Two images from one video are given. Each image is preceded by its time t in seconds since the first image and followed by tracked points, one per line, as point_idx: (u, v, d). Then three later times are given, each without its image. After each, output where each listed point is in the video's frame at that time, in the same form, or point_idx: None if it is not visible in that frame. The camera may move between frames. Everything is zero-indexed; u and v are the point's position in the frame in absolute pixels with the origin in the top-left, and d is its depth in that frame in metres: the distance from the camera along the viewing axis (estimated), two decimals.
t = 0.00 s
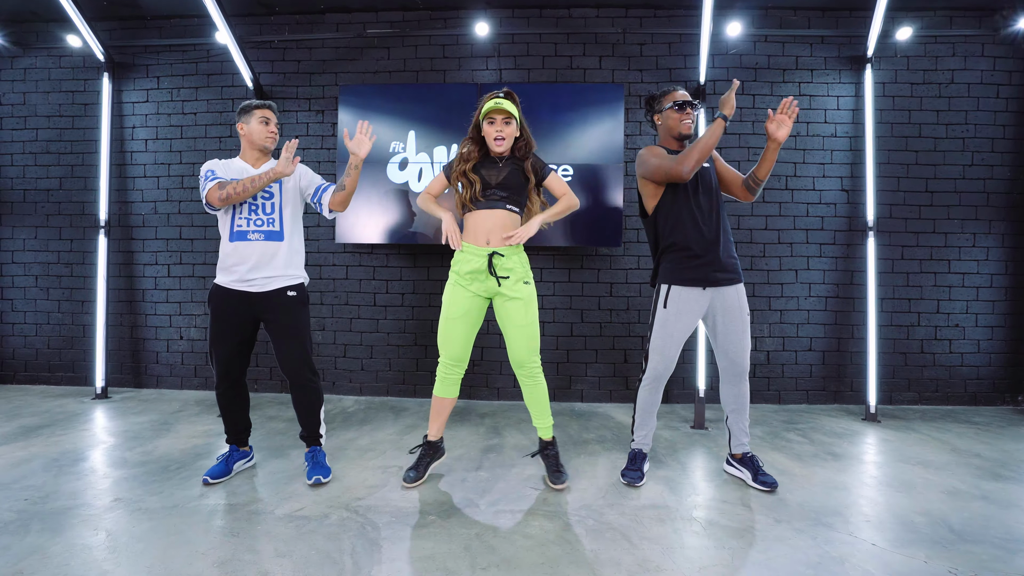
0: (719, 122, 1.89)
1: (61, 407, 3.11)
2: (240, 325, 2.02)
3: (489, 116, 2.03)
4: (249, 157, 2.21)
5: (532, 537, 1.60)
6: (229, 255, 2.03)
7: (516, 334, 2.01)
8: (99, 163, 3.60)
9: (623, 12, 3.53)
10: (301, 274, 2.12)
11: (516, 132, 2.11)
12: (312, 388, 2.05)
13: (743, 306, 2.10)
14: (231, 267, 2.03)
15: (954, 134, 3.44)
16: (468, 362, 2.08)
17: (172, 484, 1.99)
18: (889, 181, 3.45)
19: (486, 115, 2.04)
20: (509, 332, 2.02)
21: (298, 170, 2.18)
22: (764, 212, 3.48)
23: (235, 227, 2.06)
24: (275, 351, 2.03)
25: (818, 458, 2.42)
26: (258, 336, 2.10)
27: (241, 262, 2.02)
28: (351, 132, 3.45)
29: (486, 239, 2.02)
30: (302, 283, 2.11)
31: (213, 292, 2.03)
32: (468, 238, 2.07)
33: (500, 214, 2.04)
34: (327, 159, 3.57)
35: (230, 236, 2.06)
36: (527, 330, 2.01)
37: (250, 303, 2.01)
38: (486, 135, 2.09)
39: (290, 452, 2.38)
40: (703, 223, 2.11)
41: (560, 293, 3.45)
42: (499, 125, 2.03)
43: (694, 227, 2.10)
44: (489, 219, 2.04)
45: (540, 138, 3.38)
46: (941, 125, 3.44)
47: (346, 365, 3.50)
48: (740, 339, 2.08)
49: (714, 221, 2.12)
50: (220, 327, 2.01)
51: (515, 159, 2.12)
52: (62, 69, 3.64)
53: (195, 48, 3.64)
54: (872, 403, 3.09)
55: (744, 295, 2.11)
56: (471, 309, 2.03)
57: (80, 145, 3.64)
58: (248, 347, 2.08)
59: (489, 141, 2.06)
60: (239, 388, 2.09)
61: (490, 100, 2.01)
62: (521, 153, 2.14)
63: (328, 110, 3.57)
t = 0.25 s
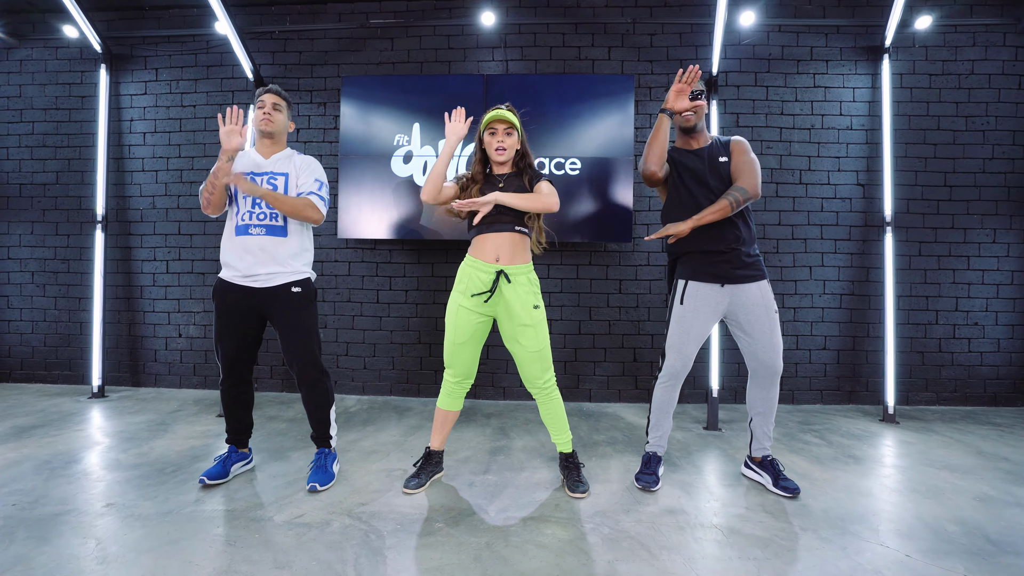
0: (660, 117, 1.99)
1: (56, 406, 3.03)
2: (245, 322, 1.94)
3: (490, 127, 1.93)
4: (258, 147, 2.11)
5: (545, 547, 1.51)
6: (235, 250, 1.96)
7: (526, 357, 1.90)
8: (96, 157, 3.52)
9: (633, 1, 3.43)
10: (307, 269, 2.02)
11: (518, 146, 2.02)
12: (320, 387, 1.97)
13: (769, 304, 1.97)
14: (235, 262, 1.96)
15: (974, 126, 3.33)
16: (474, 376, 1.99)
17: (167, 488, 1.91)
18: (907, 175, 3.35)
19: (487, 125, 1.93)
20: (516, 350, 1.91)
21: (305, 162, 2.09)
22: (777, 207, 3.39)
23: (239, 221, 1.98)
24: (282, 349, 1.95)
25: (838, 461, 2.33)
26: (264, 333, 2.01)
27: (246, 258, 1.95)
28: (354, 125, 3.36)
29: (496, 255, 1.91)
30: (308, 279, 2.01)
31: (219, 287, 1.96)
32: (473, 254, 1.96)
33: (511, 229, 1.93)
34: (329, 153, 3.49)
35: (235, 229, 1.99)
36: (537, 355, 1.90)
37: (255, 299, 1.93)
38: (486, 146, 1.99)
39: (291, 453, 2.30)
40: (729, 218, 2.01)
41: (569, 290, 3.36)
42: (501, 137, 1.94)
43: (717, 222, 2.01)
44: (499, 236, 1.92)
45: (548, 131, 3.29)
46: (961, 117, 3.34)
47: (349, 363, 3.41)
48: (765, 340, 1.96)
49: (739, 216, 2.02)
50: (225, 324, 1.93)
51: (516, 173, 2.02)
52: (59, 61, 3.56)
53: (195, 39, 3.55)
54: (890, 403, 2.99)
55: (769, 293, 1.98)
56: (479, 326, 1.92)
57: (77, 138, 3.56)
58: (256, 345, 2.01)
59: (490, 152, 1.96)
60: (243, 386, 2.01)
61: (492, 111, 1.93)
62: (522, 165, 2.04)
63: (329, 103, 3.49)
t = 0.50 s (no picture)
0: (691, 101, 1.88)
1: (50, 406, 2.97)
2: (245, 320, 1.87)
3: (496, 121, 1.85)
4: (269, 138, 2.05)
5: (554, 554, 1.44)
6: (237, 243, 1.90)
7: (529, 357, 1.83)
8: (91, 152, 3.45)
9: None
10: (311, 264, 1.93)
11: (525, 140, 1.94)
12: (322, 387, 1.90)
13: (785, 302, 1.90)
14: (238, 256, 1.89)
15: (989, 120, 3.26)
16: (477, 376, 1.92)
17: (160, 492, 1.84)
18: (920, 170, 3.28)
19: (493, 119, 1.85)
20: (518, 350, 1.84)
21: (304, 145, 1.97)
22: (787, 202, 3.32)
23: (242, 210, 1.92)
24: (285, 349, 1.88)
25: (854, 463, 2.26)
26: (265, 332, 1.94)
27: (247, 251, 1.88)
28: (354, 118, 3.29)
29: (503, 251, 1.83)
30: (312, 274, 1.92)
31: (221, 283, 1.90)
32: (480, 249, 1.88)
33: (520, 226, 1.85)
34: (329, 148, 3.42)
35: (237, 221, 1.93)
36: (541, 356, 1.83)
37: (256, 297, 1.86)
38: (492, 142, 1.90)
39: (289, 455, 2.23)
40: (746, 211, 1.93)
41: (574, 287, 3.29)
42: (507, 130, 1.85)
43: (733, 214, 1.94)
44: (509, 233, 1.84)
45: (552, 124, 3.21)
46: (975, 111, 3.26)
47: (349, 362, 3.35)
48: (781, 339, 1.89)
49: (758, 207, 1.94)
50: (226, 323, 1.87)
51: (525, 168, 1.94)
52: (53, 53, 3.49)
53: (192, 31, 3.48)
54: (903, 403, 2.92)
55: (786, 291, 1.90)
56: (482, 324, 1.85)
57: (72, 133, 3.49)
58: (259, 344, 1.94)
59: (496, 148, 1.88)
60: (243, 387, 1.93)
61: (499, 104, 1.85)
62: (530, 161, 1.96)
63: (330, 96, 3.42)
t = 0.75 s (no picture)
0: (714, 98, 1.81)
1: (47, 406, 2.95)
2: (241, 318, 1.85)
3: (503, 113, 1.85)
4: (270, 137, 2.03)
5: (552, 555, 1.42)
6: (233, 242, 1.88)
7: (532, 355, 1.81)
8: (89, 150, 3.43)
9: None
10: (307, 264, 1.91)
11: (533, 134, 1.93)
12: (319, 386, 1.88)
13: (787, 300, 1.88)
14: (233, 255, 1.87)
15: (992, 117, 3.23)
16: (478, 375, 1.90)
17: (155, 492, 1.82)
18: (922, 168, 3.26)
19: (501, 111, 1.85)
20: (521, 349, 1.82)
21: (308, 146, 1.97)
22: (788, 200, 3.30)
23: (239, 209, 1.90)
24: (280, 349, 1.86)
25: (855, 463, 2.24)
26: (261, 330, 1.93)
27: (243, 250, 1.86)
28: (353, 116, 3.27)
29: (502, 248, 1.81)
30: (308, 273, 1.90)
31: (217, 280, 1.88)
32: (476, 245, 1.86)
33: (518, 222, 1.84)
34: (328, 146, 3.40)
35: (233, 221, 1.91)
36: (544, 353, 1.81)
37: (251, 296, 1.84)
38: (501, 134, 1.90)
39: (287, 454, 2.21)
40: (749, 208, 1.92)
41: (574, 286, 3.27)
42: (515, 123, 1.85)
43: (736, 212, 1.92)
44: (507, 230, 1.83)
45: (553, 122, 3.20)
46: (978, 108, 3.24)
47: (348, 362, 3.33)
48: (782, 336, 1.87)
49: (760, 206, 1.93)
50: (221, 322, 1.85)
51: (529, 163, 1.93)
52: (51, 51, 3.47)
53: (190, 28, 3.47)
54: (905, 402, 2.90)
55: (789, 288, 1.88)
56: (484, 322, 1.83)
57: (70, 131, 3.48)
58: (255, 343, 1.93)
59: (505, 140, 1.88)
60: (237, 386, 1.91)
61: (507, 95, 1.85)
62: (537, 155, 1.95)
63: (328, 94, 3.40)
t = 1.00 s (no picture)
0: (695, 98, 1.89)
1: (52, 403, 3.01)
2: (244, 313, 1.91)
3: (483, 114, 1.91)
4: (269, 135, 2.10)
5: (543, 538, 1.47)
6: (236, 239, 1.94)
7: (527, 347, 1.87)
8: (94, 152, 3.50)
9: None
10: (308, 259, 1.97)
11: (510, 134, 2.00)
12: (319, 379, 1.94)
13: (770, 295, 1.94)
14: (236, 252, 1.93)
15: (979, 119, 3.30)
16: (474, 368, 1.96)
17: (160, 482, 1.88)
18: (911, 168, 3.32)
19: (481, 111, 1.92)
20: (517, 342, 1.88)
21: (306, 144, 2.03)
22: (780, 200, 3.36)
23: (241, 207, 1.96)
24: (281, 343, 1.92)
25: (843, 455, 2.29)
26: (262, 324, 1.99)
27: (246, 247, 1.92)
28: (353, 118, 3.34)
29: (496, 245, 1.87)
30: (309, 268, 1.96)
31: (220, 276, 1.93)
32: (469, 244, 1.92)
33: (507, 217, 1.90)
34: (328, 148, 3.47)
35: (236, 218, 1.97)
36: (538, 345, 1.87)
37: (254, 292, 1.90)
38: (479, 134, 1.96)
39: (288, 447, 2.27)
40: (735, 204, 1.97)
41: (569, 284, 3.33)
42: (494, 124, 1.91)
43: (723, 209, 1.98)
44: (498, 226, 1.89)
45: (548, 124, 3.26)
46: (965, 109, 3.30)
47: (347, 360, 3.38)
48: (763, 328, 1.93)
49: (747, 203, 1.98)
50: (224, 317, 1.91)
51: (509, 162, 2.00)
52: (57, 56, 3.55)
53: (194, 33, 3.54)
54: (894, 398, 2.95)
55: (770, 282, 1.95)
56: (479, 317, 1.89)
57: (75, 134, 3.54)
58: (257, 338, 1.99)
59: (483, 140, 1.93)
60: (241, 379, 1.97)
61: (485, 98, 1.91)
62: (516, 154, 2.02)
63: (329, 97, 3.47)
